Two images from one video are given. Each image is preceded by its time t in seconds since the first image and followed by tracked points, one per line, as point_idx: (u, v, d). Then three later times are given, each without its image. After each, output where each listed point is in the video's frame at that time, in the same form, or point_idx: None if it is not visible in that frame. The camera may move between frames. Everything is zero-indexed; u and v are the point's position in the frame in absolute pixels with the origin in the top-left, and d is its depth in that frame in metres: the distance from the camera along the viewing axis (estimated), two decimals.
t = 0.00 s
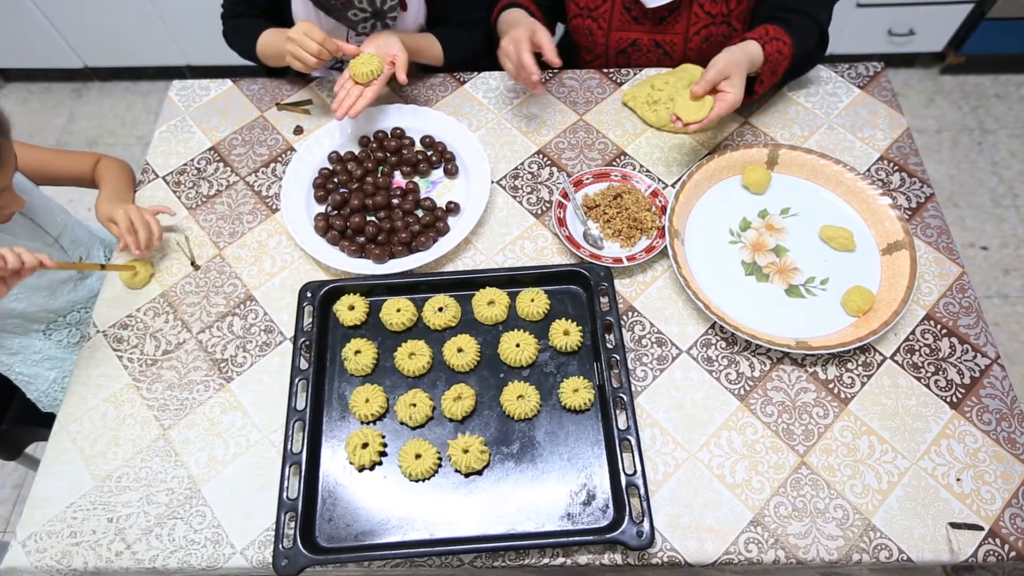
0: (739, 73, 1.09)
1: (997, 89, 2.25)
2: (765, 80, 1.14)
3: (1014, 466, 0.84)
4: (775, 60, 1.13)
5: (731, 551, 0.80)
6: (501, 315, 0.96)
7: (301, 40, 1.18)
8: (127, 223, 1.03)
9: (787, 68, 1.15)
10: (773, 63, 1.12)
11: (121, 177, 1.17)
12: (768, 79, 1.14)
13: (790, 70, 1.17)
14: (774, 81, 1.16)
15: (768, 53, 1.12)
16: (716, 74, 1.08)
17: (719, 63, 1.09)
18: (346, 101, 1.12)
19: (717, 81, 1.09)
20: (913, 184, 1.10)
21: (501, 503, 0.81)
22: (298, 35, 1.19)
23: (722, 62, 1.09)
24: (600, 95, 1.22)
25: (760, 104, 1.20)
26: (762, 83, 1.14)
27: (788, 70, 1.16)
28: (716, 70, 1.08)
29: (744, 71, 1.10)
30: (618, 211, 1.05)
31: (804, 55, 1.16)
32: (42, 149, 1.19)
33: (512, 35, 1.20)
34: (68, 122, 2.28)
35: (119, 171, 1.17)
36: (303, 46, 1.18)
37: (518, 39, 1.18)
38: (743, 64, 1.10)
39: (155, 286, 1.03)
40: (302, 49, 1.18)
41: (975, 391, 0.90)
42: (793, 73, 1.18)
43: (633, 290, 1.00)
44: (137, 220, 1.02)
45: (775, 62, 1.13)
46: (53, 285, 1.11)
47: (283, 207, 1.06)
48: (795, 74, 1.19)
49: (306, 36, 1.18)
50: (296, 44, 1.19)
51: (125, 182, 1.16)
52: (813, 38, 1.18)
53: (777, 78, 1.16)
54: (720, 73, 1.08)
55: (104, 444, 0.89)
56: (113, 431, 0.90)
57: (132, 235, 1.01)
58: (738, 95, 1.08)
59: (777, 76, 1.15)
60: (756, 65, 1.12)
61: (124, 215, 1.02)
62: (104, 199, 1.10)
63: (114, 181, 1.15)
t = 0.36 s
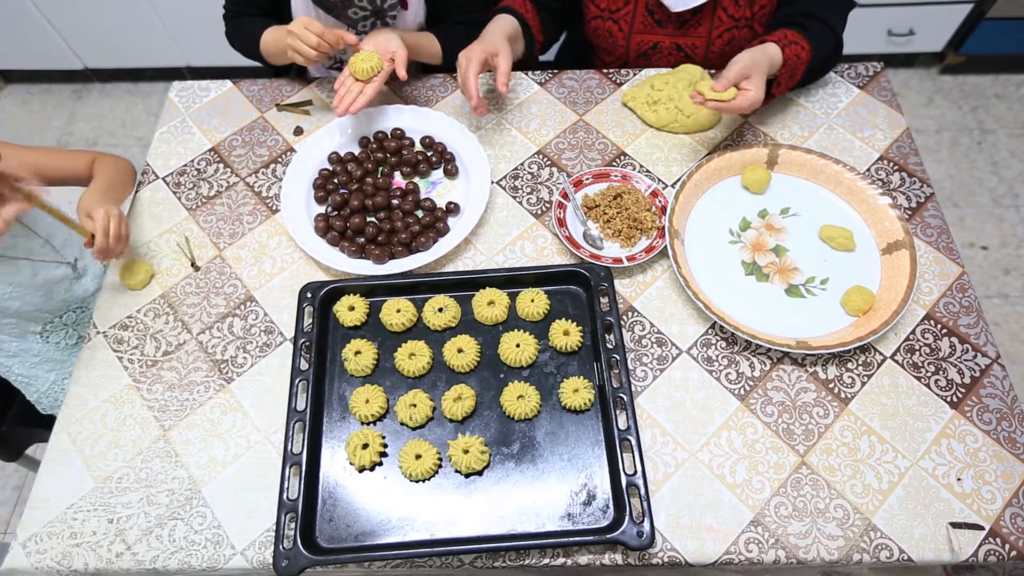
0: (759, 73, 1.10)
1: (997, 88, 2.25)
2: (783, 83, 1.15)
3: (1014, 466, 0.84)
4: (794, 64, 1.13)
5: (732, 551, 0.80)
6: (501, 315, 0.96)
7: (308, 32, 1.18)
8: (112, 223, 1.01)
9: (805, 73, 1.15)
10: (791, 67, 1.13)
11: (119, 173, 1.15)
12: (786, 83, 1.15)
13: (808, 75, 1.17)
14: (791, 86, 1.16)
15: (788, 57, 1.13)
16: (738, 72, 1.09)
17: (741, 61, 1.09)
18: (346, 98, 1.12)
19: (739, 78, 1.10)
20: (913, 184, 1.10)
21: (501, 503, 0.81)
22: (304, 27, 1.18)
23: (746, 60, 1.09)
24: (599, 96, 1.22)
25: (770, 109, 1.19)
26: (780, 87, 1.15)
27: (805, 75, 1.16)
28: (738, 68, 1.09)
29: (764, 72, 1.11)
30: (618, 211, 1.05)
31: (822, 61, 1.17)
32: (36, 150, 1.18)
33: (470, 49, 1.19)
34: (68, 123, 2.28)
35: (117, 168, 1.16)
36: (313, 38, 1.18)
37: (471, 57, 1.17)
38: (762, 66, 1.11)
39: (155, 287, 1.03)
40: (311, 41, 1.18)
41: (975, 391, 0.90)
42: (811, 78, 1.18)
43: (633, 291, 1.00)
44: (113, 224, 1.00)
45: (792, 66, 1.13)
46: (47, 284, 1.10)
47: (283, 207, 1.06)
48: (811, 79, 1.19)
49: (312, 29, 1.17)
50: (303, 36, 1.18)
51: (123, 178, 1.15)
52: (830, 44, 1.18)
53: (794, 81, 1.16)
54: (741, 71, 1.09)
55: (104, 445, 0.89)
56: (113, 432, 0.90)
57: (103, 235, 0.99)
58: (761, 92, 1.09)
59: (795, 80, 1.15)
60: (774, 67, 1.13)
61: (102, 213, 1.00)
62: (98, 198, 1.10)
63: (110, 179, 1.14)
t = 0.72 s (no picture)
0: (773, 92, 1.10)
1: (1000, 90, 2.25)
2: (795, 96, 1.15)
3: (1016, 468, 0.84)
4: (806, 78, 1.13)
5: (732, 551, 0.80)
6: (503, 315, 0.96)
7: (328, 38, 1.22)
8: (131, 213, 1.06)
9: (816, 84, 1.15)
10: (803, 81, 1.13)
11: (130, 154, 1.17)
12: (798, 95, 1.15)
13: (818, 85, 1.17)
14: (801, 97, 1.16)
15: (800, 71, 1.12)
16: (754, 91, 1.08)
17: (757, 80, 1.08)
18: (361, 93, 1.13)
19: (755, 97, 1.09)
20: (915, 185, 1.10)
21: (502, 502, 0.81)
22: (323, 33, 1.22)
23: (762, 80, 1.08)
24: (602, 96, 1.22)
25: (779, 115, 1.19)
26: (792, 99, 1.15)
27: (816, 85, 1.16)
28: (755, 87, 1.08)
29: (779, 89, 1.10)
30: (620, 212, 1.06)
31: (833, 72, 1.17)
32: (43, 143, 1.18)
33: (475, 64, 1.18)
34: (71, 122, 2.29)
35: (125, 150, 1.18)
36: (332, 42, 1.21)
37: (476, 73, 1.16)
38: (778, 82, 1.10)
39: (158, 285, 1.03)
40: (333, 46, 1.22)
41: (977, 393, 0.90)
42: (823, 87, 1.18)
43: (635, 291, 1.00)
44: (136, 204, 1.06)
45: (805, 80, 1.13)
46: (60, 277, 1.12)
47: (286, 206, 1.06)
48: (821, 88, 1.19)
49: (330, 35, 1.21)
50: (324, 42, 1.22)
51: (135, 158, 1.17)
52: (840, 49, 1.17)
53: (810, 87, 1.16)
54: (757, 90, 1.08)
55: (107, 443, 0.89)
56: (115, 430, 0.90)
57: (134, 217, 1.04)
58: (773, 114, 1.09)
59: (807, 91, 1.15)
60: (789, 82, 1.12)
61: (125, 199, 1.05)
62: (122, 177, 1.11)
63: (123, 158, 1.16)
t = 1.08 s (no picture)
0: (765, 95, 1.10)
1: (1000, 90, 2.25)
2: (787, 100, 1.14)
3: (1015, 467, 0.84)
4: (798, 82, 1.13)
5: (733, 549, 0.80)
6: (504, 314, 0.96)
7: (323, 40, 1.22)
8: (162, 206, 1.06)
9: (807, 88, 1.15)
10: (795, 84, 1.13)
11: (148, 137, 1.17)
12: (790, 98, 1.14)
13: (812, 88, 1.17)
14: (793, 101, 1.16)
15: (793, 74, 1.12)
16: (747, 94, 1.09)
17: (748, 83, 1.09)
18: (357, 92, 1.13)
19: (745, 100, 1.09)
20: (915, 184, 1.10)
21: (503, 501, 0.81)
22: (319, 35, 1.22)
23: (753, 83, 1.09)
24: (602, 95, 1.22)
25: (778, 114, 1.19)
26: (784, 102, 1.14)
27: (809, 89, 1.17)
28: (746, 90, 1.08)
29: (769, 93, 1.10)
30: (620, 211, 1.06)
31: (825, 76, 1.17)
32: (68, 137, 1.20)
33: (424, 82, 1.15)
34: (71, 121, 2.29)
35: (141, 134, 1.17)
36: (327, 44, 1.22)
37: (421, 96, 1.12)
38: (768, 86, 1.10)
39: (158, 284, 1.03)
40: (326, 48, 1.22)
41: (976, 392, 0.90)
42: (816, 89, 1.18)
43: (635, 290, 1.01)
44: (186, 193, 1.07)
45: (797, 83, 1.13)
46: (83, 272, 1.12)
47: (287, 205, 1.07)
48: (817, 91, 1.19)
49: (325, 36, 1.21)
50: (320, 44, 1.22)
51: (153, 140, 1.16)
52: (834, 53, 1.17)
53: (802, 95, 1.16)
54: (749, 93, 1.08)
55: (108, 441, 0.89)
56: (116, 428, 0.90)
57: (181, 208, 1.06)
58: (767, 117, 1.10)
59: (799, 95, 1.15)
60: (781, 84, 1.12)
61: (170, 193, 1.06)
62: (154, 164, 1.11)
63: (143, 142, 1.15)
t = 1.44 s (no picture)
0: (766, 92, 1.10)
1: (1003, 91, 2.25)
2: (788, 99, 1.14)
3: (1017, 466, 0.84)
4: (800, 80, 1.13)
5: (734, 548, 0.80)
6: (506, 312, 0.96)
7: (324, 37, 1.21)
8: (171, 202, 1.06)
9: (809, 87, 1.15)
10: (797, 83, 1.13)
11: (152, 137, 1.17)
12: (791, 97, 1.14)
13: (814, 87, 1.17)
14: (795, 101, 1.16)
15: (794, 73, 1.12)
16: (747, 91, 1.09)
17: (749, 79, 1.09)
18: (356, 87, 1.13)
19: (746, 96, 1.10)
20: (917, 184, 1.10)
21: (505, 499, 0.81)
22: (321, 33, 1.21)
23: (755, 79, 1.09)
24: (605, 94, 1.22)
25: (779, 114, 1.19)
26: (785, 101, 1.14)
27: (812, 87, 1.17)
28: (747, 87, 1.09)
29: (771, 90, 1.11)
30: (623, 210, 1.06)
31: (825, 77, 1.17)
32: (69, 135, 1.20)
33: (440, 122, 1.10)
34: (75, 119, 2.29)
35: (146, 133, 1.17)
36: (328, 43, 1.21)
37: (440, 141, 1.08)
38: (770, 83, 1.10)
39: (162, 281, 1.03)
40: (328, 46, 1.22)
41: (978, 391, 0.90)
42: (817, 88, 1.18)
43: (637, 289, 1.01)
44: (197, 190, 1.08)
45: (799, 82, 1.13)
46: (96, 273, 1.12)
47: (290, 203, 1.07)
48: (818, 90, 1.19)
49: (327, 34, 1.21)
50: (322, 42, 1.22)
51: (157, 139, 1.16)
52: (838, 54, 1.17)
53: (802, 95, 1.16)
54: (750, 90, 1.09)
55: (111, 438, 0.89)
56: (119, 425, 0.90)
57: (191, 205, 1.07)
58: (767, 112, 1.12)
59: (800, 95, 1.15)
60: (781, 83, 1.12)
61: (181, 190, 1.07)
62: (159, 163, 1.11)
63: (149, 141, 1.15)
